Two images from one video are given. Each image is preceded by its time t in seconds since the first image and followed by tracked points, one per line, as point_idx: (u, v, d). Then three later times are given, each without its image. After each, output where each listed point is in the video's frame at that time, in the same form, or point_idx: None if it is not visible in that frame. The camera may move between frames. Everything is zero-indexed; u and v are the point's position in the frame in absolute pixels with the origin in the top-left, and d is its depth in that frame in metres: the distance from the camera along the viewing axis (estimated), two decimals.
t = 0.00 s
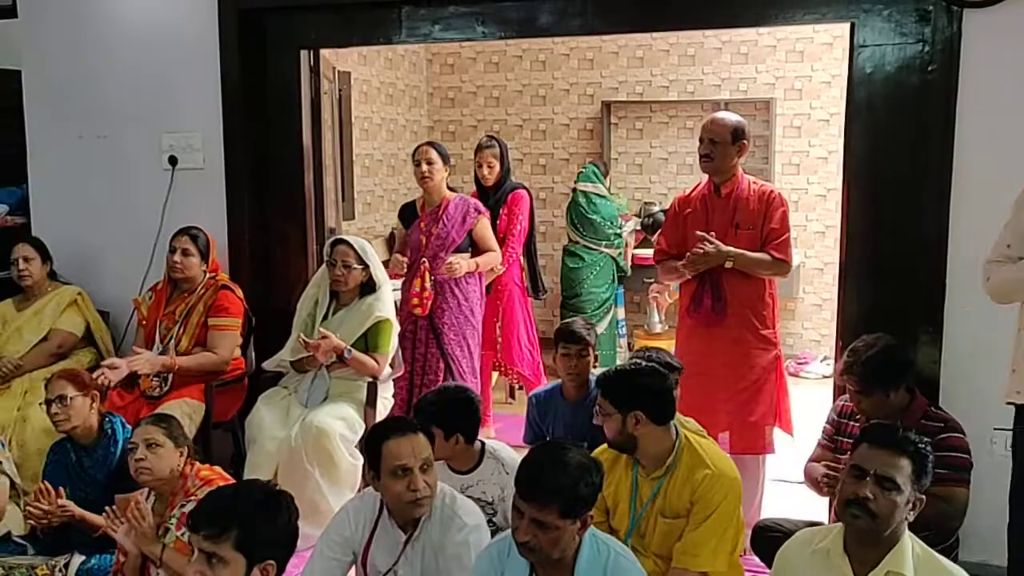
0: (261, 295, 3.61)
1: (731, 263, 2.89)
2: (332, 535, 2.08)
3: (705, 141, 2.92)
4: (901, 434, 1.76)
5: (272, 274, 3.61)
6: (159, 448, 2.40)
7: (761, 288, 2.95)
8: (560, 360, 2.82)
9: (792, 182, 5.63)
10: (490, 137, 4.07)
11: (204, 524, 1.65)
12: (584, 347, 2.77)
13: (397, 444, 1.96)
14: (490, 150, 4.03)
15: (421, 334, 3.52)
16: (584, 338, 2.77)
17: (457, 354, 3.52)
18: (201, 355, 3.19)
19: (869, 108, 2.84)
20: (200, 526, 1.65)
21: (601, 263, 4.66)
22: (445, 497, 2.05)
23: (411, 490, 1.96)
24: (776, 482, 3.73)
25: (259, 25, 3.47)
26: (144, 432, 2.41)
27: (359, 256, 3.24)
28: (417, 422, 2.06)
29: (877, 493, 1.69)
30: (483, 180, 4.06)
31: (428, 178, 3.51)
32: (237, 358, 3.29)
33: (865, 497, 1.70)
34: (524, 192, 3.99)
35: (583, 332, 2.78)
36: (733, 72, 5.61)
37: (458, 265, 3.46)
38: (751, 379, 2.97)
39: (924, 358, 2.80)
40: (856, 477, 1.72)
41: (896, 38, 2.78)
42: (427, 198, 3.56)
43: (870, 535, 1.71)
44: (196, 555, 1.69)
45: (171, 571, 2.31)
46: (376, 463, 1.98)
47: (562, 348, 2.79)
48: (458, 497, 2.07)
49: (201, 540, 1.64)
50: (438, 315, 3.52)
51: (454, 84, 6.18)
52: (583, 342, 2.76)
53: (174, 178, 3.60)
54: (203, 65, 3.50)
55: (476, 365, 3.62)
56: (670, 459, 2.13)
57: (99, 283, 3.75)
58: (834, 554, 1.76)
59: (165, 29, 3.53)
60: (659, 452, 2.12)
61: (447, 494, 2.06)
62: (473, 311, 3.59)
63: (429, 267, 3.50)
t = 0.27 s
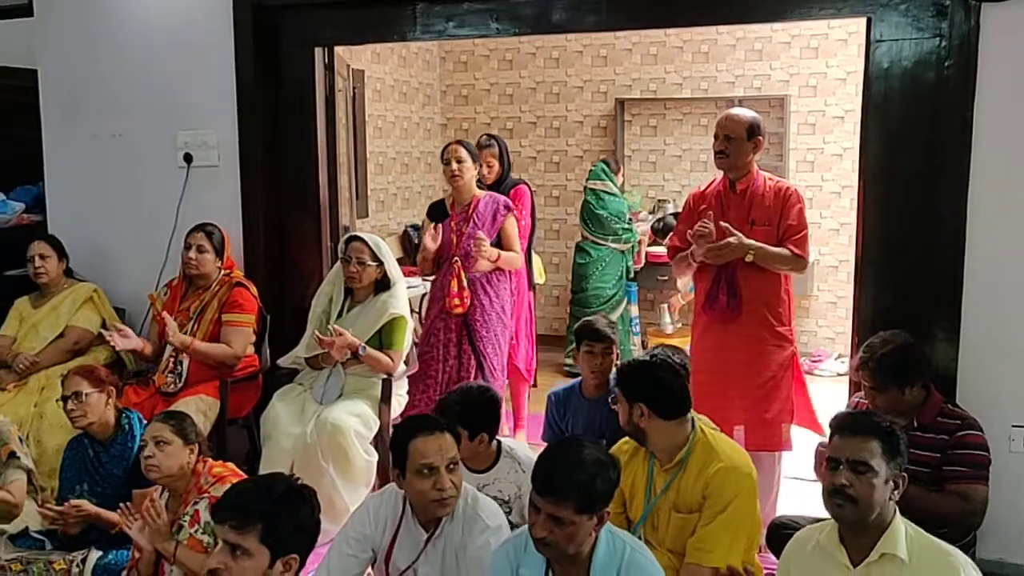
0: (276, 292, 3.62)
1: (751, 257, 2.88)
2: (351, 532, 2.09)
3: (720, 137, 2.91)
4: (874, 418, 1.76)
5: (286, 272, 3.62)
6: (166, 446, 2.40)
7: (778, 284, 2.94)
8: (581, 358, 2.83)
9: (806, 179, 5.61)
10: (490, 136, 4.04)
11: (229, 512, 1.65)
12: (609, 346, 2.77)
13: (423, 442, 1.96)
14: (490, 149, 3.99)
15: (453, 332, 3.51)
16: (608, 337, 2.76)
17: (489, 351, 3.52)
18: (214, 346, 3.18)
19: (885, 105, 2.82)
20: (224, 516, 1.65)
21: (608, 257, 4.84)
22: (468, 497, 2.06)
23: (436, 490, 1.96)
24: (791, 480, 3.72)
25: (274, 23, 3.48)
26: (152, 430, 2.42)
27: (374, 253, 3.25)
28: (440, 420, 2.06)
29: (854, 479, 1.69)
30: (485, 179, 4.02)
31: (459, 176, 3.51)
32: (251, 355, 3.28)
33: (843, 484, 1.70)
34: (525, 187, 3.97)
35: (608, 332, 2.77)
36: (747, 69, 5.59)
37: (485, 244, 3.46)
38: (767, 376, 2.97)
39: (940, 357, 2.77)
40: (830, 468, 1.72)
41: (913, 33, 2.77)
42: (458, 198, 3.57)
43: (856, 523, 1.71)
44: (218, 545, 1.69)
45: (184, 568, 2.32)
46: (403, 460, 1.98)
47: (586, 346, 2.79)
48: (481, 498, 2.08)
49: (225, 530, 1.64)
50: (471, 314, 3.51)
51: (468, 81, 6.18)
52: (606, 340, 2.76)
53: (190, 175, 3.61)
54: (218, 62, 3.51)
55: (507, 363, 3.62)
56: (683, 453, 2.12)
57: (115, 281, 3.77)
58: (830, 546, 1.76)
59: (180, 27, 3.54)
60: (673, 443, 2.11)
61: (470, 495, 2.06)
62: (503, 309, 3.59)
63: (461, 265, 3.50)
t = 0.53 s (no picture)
0: (305, 284, 3.63)
1: (775, 249, 2.87)
2: (378, 524, 2.09)
3: (750, 128, 2.89)
4: (879, 404, 1.74)
5: (315, 265, 3.63)
6: (194, 439, 2.38)
7: (808, 276, 2.92)
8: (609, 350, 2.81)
9: (835, 171, 5.57)
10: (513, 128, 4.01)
11: (272, 499, 1.67)
12: (640, 339, 2.76)
13: (443, 431, 1.95)
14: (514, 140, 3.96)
15: (485, 325, 3.50)
16: (638, 329, 2.75)
17: (521, 345, 3.50)
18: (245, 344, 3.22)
19: (918, 93, 2.79)
20: (267, 502, 1.67)
21: (644, 245, 4.88)
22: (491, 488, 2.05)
23: (458, 478, 1.95)
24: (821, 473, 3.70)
25: (303, 16, 3.49)
26: (180, 423, 2.40)
27: (402, 245, 3.25)
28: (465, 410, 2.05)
29: (853, 462, 1.67)
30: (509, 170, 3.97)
31: (493, 168, 3.50)
32: (282, 347, 3.33)
33: (843, 468, 1.68)
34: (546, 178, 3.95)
35: (638, 324, 2.76)
36: (776, 60, 5.56)
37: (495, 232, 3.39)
38: (798, 367, 2.94)
39: (974, 347, 2.75)
40: (832, 455, 1.71)
41: (947, 20, 2.74)
42: (493, 189, 3.55)
43: (862, 508, 1.68)
44: (259, 532, 1.70)
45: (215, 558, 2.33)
46: (426, 448, 1.97)
47: (617, 339, 2.77)
48: (506, 487, 2.07)
49: (270, 517, 1.65)
50: (503, 306, 3.49)
51: (494, 75, 6.18)
52: (637, 334, 2.74)
53: (219, 168, 3.63)
54: (247, 56, 3.53)
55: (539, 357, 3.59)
56: (712, 442, 2.10)
57: (145, 274, 3.80)
58: (846, 537, 1.74)
59: (210, 20, 3.56)
60: (704, 430, 2.10)
61: (494, 483, 2.05)
62: (536, 303, 3.57)
63: (493, 258, 3.48)
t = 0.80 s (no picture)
0: (342, 270, 3.65)
1: (821, 235, 2.84)
2: (414, 504, 2.09)
3: (791, 112, 2.85)
4: (930, 391, 1.71)
5: (352, 249, 3.65)
6: (235, 422, 2.40)
7: (848, 262, 2.89)
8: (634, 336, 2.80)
9: (875, 157, 5.50)
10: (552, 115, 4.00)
11: (315, 480, 1.67)
12: (663, 322, 2.74)
13: (471, 410, 1.96)
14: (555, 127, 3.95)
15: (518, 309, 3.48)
16: (661, 314, 2.73)
17: (555, 330, 3.48)
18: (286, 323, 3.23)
19: (963, 76, 2.75)
20: (309, 485, 1.67)
21: (692, 231, 4.74)
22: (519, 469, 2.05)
23: (485, 458, 1.96)
24: (860, 462, 3.66)
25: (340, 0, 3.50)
26: (224, 405, 2.42)
27: (437, 230, 3.25)
28: (500, 392, 2.05)
29: (905, 449, 1.65)
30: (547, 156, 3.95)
31: (529, 152, 3.48)
32: (316, 331, 3.34)
33: (895, 455, 1.65)
34: (582, 163, 3.93)
35: (662, 309, 2.75)
36: (815, 44, 5.50)
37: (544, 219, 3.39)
38: (836, 355, 2.92)
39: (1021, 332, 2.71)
40: (883, 440, 1.68)
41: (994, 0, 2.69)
42: (528, 173, 3.53)
43: (912, 496, 1.66)
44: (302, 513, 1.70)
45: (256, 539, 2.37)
46: (453, 427, 1.97)
47: (640, 324, 2.76)
48: (535, 469, 2.06)
49: (312, 500, 1.66)
50: (538, 291, 3.48)
51: (530, 60, 6.16)
52: (660, 318, 2.73)
53: (257, 154, 3.65)
54: (285, 41, 3.54)
55: (574, 342, 3.56)
56: (755, 428, 2.09)
57: (184, 258, 3.83)
58: (891, 523, 1.71)
59: (248, 6, 3.58)
60: (748, 416, 2.09)
61: (522, 464, 2.05)
62: (570, 288, 3.54)
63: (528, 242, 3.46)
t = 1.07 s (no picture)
0: (381, 251, 3.67)
1: (854, 214, 2.80)
2: (453, 484, 2.09)
3: (835, 93, 2.81)
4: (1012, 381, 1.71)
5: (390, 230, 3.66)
6: (278, 401, 2.42)
7: (891, 246, 2.85)
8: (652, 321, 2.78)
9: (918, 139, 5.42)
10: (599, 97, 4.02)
11: (358, 458, 1.67)
12: (681, 306, 2.71)
13: (517, 392, 1.95)
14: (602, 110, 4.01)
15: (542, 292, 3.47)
16: (679, 297, 2.71)
17: (580, 312, 3.47)
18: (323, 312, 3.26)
19: (1014, 55, 2.70)
20: (351, 463, 1.67)
21: (732, 216, 4.71)
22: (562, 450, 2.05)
23: (529, 440, 1.96)
24: (901, 448, 3.63)
25: None
26: (265, 384, 2.43)
27: (476, 211, 3.25)
28: (542, 373, 2.05)
29: (988, 439, 1.64)
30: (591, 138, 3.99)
31: (555, 132, 3.47)
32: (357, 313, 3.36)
33: (978, 445, 1.65)
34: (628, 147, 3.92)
35: (680, 292, 2.72)
36: (858, 25, 5.43)
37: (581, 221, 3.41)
38: (878, 340, 2.88)
39: None
40: (965, 427, 1.67)
41: None
42: (551, 152, 3.52)
43: (986, 485, 1.66)
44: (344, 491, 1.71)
45: (297, 516, 2.40)
46: (499, 408, 1.97)
47: (658, 308, 2.74)
48: (579, 450, 2.06)
49: (354, 479, 1.66)
50: (561, 274, 3.47)
51: (567, 42, 6.12)
52: (677, 301, 2.71)
53: (297, 135, 3.67)
54: (326, 22, 3.55)
55: (599, 324, 3.56)
56: (798, 412, 2.07)
57: (224, 238, 3.86)
58: (956, 508, 1.70)
59: None
60: (792, 400, 2.07)
61: (567, 447, 2.05)
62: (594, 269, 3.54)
63: (552, 224, 3.46)
